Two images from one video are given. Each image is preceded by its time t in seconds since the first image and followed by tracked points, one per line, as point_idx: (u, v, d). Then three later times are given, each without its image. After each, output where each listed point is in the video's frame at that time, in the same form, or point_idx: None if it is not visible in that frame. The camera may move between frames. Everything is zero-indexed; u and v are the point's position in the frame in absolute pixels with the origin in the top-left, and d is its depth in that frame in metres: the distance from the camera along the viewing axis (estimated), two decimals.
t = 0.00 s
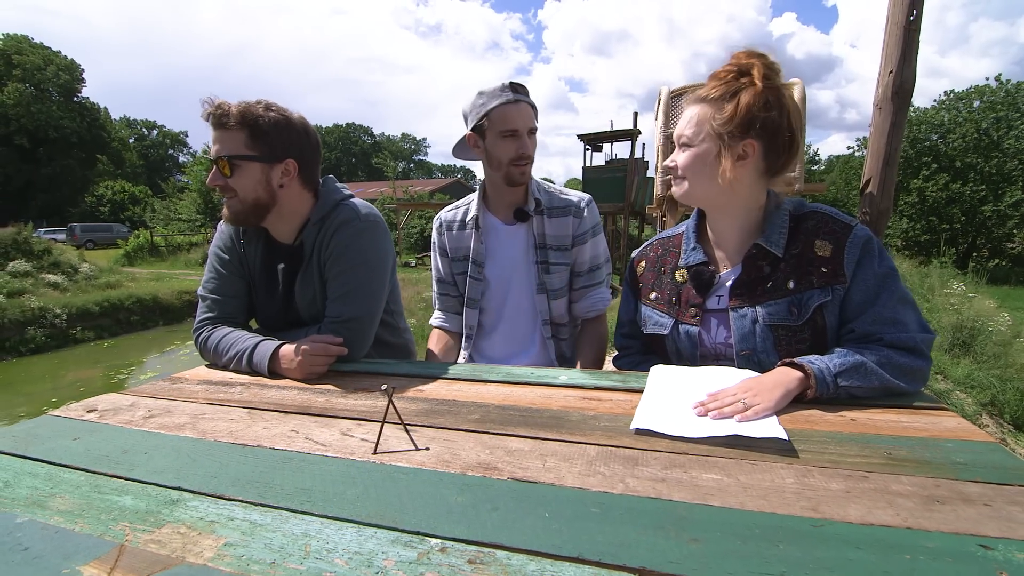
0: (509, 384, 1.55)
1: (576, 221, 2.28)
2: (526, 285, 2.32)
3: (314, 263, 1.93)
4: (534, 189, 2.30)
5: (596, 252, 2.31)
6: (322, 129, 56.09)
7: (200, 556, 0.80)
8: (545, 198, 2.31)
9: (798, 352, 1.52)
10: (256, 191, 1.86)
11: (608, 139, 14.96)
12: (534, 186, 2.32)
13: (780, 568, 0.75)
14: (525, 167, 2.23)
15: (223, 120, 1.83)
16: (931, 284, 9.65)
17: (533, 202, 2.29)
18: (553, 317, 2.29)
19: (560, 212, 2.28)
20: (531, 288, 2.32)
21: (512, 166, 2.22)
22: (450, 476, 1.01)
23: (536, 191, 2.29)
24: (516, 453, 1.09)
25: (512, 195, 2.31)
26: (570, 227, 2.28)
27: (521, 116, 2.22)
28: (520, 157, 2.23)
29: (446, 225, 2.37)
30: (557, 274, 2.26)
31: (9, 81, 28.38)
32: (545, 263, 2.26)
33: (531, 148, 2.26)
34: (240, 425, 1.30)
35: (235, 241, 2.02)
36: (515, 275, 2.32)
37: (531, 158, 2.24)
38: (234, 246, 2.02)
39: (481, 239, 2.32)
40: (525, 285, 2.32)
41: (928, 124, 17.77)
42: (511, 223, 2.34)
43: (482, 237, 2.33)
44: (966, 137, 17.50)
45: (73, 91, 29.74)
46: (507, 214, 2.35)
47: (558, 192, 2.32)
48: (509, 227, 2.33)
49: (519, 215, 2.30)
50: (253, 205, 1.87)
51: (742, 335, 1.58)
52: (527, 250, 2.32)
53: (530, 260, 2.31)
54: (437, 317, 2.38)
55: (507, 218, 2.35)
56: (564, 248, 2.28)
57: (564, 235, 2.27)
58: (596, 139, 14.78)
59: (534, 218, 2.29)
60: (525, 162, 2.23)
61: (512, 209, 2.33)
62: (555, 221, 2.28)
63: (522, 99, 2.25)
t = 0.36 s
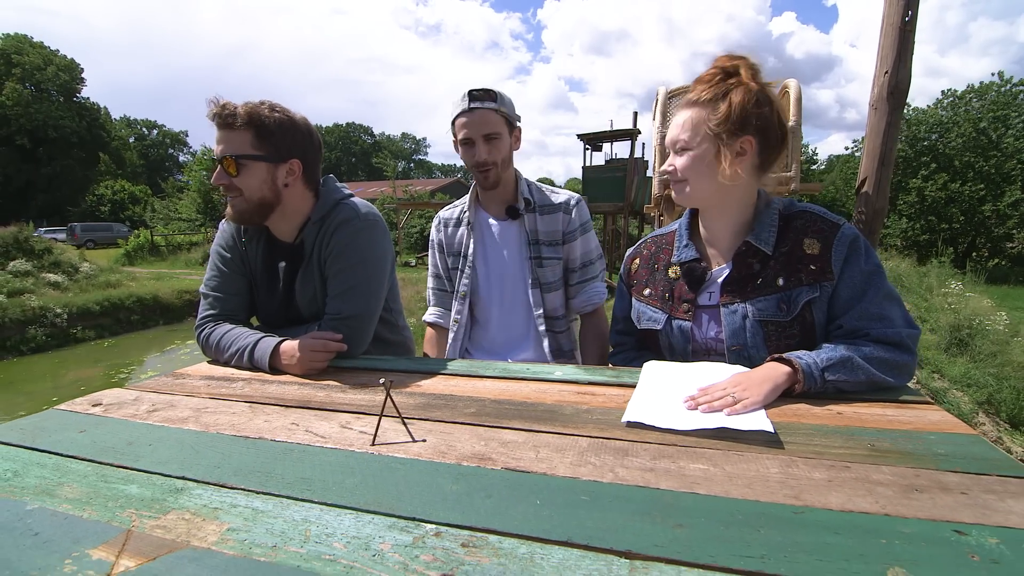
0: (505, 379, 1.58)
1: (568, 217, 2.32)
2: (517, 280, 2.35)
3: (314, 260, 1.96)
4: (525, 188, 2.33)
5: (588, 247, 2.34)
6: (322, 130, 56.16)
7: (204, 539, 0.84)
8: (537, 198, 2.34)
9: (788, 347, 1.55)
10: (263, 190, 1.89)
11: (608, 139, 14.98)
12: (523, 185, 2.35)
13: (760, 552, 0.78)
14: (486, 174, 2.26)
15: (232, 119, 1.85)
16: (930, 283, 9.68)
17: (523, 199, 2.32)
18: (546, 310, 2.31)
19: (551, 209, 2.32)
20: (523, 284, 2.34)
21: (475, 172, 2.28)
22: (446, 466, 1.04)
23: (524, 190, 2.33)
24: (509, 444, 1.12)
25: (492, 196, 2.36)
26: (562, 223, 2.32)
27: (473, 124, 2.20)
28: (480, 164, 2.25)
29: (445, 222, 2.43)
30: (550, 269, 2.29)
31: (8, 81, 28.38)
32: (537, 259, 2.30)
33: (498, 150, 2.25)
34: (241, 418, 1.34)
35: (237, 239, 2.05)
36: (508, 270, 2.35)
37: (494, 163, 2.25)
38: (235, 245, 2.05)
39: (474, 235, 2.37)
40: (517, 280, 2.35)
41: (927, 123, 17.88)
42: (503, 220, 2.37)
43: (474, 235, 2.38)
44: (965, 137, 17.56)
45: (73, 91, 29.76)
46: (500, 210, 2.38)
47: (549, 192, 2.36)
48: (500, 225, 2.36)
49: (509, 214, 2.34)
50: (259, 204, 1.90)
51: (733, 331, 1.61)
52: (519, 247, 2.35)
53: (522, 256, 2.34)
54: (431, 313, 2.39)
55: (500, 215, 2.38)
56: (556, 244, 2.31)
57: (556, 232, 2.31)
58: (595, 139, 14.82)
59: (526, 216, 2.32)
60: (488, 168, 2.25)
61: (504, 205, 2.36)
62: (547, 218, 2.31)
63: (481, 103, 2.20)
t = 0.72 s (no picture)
0: (503, 374, 1.61)
1: (570, 225, 2.37)
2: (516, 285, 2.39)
3: (316, 260, 2.00)
4: (529, 195, 2.37)
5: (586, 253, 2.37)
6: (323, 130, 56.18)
7: (211, 524, 0.87)
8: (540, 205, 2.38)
9: (780, 342, 1.59)
10: (299, 188, 1.96)
11: (608, 138, 15.00)
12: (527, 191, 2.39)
13: (744, 535, 0.81)
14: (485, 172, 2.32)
15: (273, 120, 1.84)
16: (928, 283, 9.71)
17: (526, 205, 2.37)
18: (542, 316, 2.37)
19: (553, 216, 2.36)
20: (521, 289, 2.38)
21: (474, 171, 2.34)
22: (444, 455, 1.08)
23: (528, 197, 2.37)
24: (506, 436, 1.16)
25: (493, 199, 2.40)
26: (562, 231, 2.37)
27: (480, 124, 2.28)
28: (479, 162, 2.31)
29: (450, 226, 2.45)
30: (548, 275, 2.34)
31: (8, 80, 28.41)
32: (536, 265, 2.34)
33: (501, 150, 2.30)
34: (245, 411, 1.37)
35: (241, 237, 2.08)
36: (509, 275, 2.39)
37: (494, 162, 2.30)
38: (238, 243, 2.09)
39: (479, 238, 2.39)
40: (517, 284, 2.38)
41: (927, 122, 17.94)
42: (508, 225, 2.41)
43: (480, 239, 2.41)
44: (964, 137, 17.60)
45: (73, 90, 29.78)
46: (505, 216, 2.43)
47: (552, 198, 2.40)
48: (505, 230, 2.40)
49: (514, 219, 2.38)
50: (298, 202, 1.96)
51: (727, 326, 1.64)
52: (520, 253, 2.39)
53: (522, 262, 2.38)
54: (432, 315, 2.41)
55: (505, 220, 2.43)
56: (556, 250, 2.36)
57: (557, 238, 2.36)
58: (595, 138, 14.85)
59: (529, 222, 2.36)
60: (488, 167, 2.31)
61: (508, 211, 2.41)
62: (548, 225, 2.36)
63: (488, 106, 2.29)
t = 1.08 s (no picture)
0: (502, 373, 1.63)
1: (573, 231, 2.35)
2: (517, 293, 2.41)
3: (316, 262, 2.02)
4: (528, 201, 2.35)
5: (592, 260, 2.39)
6: (323, 130, 56.21)
7: (216, 519, 0.89)
8: (539, 210, 2.37)
9: (773, 339, 1.62)
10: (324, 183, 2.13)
11: (608, 138, 15.01)
12: (525, 196, 2.37)
13: (739, 528, 0.82)
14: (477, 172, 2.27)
15: (299, 124, 2.03)
16: (928, 282, 9.72)
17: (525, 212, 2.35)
18: (542, 325, 2.41)
19: (555, 222, 2.35)
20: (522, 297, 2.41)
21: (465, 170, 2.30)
22: (444, 453, 1.09)
23: (527, 204, 2.35)
24: (505, 433, 1.17)
25: (487, 205, 2.39)
26: (565, 237, 2.36)
27: (473, 120, 2.24)
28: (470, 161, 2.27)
29: (441, 224, 2.44)
30: (550, 286, 2.36)
31: (8, 82, 28.44)
32: (536, 273, 2.36)
33: (495, 149, 2.26)
34: (249, 410, 1.39)
35: (241, 238, 2.10)
36: (508, 280, 2.41)
37: (487, 161, 2.25)
38: (238, 244, 2.10)
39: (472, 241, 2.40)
40: (516, 290, 2.41)
41: (928, 122, 17.95)
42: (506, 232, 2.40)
43: (473, 242, 2.41)
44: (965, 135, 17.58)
45: (73, 91, 29.81)
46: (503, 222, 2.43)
47: (553, 203, 2.38)
48: (503, 236, 2.40)
49: (510, 227, 2.37)
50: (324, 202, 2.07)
51: (719, 323, 1.67)
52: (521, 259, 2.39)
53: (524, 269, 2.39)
54: (424, 314, 2.42)
55: (502, 226, 2.42)
56: (559, 259, 2.36)
57: (561, 246, 2.35)
58: (596, 138, 14.86)
59: (529, 229, 2.35)
60: (481, 166, 2.26)
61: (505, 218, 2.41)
62: (550, 232, 2.34)
63: (483, 99, 2.24)
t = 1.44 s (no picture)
0: (499, 370, 1.63)
1: (559, 245, 2.18)
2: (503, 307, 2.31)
3: (314, 262, 2.02)
4: (503, 222, 2.08)
5: (583, 268, 2.30)
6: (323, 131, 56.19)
7: (211, 514, 0.89)
8: (516, 225, 2.15)
9: (770, 331, 1.63)
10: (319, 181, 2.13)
11: (608, 138, 15.01)
12: (499, 213, 2.10)
13: (734, 523, 0.82)
14: (432, 201, 1.90)
15: (295, 119, 2.07)
16: (928, 282, 9.73)
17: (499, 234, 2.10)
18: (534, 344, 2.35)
19: (537, 237, 2.15)
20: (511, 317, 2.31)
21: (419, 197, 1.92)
22: (441, 448, 1.09)
23: (502, 226, 2.09)
24: (501, 429, 1.17)
25: (458, 226, 2.12)
26: (552, 253, 2.19)
27: (421, 138, 1.77)
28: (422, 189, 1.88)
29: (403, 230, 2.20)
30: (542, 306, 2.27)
31: (8, 81, 28.43)
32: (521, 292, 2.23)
33: (450, 175, 1.85)
34: (247, 406, 1.39)
35: (238, 236, 2.10)
36: (489, 295, 2.29)
37: (443, 190, 1.86)
38: (235, 242, 2.10)
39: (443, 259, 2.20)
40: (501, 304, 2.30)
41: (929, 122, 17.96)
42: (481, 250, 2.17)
43: (444, 260, 2.22)
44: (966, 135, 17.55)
45: (72, 91, 29.78)
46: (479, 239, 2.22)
47: (535, 213, 2.15)
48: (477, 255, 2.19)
49: (487, 249, 2.16)
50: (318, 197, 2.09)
51: (718, 317, 1.69)
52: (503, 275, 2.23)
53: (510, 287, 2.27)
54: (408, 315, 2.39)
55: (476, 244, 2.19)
56: (548, 276, 2.23)
57: (549, 263, 2.20)
58: (596, 138, 14.85)
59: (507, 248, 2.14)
60: (433, 194, 1.87)
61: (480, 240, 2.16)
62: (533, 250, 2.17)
63: (433, 110, 1.75)
